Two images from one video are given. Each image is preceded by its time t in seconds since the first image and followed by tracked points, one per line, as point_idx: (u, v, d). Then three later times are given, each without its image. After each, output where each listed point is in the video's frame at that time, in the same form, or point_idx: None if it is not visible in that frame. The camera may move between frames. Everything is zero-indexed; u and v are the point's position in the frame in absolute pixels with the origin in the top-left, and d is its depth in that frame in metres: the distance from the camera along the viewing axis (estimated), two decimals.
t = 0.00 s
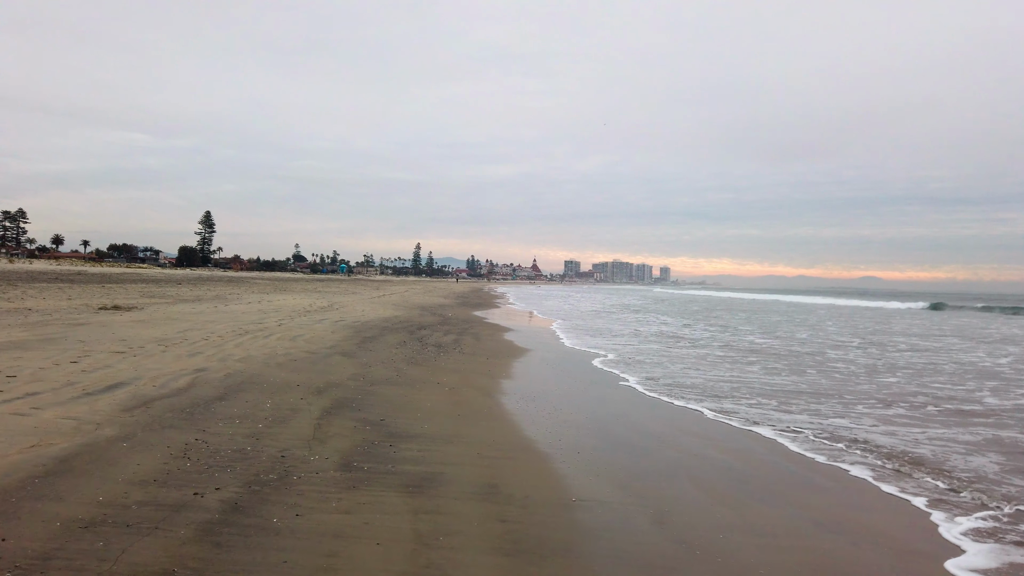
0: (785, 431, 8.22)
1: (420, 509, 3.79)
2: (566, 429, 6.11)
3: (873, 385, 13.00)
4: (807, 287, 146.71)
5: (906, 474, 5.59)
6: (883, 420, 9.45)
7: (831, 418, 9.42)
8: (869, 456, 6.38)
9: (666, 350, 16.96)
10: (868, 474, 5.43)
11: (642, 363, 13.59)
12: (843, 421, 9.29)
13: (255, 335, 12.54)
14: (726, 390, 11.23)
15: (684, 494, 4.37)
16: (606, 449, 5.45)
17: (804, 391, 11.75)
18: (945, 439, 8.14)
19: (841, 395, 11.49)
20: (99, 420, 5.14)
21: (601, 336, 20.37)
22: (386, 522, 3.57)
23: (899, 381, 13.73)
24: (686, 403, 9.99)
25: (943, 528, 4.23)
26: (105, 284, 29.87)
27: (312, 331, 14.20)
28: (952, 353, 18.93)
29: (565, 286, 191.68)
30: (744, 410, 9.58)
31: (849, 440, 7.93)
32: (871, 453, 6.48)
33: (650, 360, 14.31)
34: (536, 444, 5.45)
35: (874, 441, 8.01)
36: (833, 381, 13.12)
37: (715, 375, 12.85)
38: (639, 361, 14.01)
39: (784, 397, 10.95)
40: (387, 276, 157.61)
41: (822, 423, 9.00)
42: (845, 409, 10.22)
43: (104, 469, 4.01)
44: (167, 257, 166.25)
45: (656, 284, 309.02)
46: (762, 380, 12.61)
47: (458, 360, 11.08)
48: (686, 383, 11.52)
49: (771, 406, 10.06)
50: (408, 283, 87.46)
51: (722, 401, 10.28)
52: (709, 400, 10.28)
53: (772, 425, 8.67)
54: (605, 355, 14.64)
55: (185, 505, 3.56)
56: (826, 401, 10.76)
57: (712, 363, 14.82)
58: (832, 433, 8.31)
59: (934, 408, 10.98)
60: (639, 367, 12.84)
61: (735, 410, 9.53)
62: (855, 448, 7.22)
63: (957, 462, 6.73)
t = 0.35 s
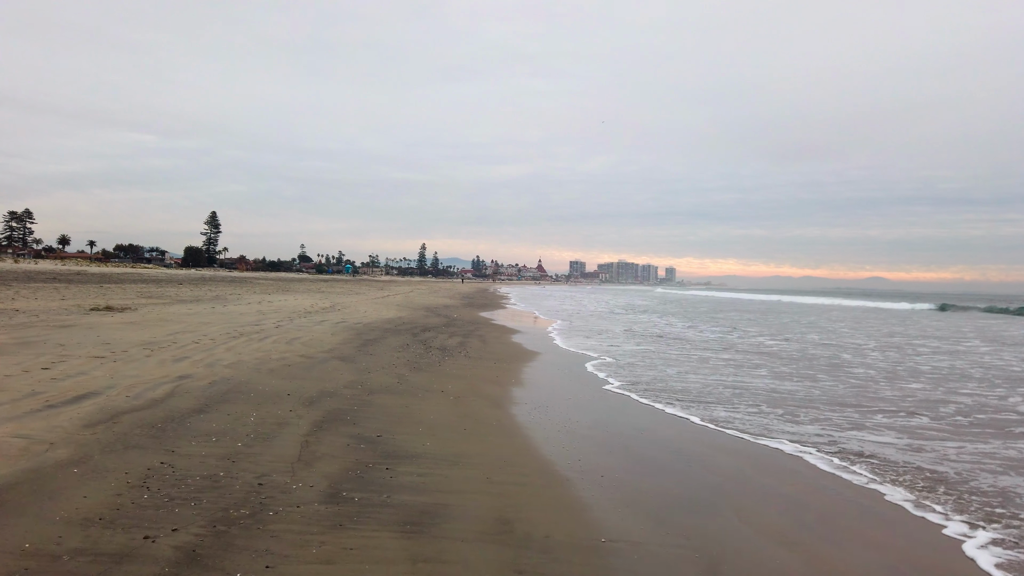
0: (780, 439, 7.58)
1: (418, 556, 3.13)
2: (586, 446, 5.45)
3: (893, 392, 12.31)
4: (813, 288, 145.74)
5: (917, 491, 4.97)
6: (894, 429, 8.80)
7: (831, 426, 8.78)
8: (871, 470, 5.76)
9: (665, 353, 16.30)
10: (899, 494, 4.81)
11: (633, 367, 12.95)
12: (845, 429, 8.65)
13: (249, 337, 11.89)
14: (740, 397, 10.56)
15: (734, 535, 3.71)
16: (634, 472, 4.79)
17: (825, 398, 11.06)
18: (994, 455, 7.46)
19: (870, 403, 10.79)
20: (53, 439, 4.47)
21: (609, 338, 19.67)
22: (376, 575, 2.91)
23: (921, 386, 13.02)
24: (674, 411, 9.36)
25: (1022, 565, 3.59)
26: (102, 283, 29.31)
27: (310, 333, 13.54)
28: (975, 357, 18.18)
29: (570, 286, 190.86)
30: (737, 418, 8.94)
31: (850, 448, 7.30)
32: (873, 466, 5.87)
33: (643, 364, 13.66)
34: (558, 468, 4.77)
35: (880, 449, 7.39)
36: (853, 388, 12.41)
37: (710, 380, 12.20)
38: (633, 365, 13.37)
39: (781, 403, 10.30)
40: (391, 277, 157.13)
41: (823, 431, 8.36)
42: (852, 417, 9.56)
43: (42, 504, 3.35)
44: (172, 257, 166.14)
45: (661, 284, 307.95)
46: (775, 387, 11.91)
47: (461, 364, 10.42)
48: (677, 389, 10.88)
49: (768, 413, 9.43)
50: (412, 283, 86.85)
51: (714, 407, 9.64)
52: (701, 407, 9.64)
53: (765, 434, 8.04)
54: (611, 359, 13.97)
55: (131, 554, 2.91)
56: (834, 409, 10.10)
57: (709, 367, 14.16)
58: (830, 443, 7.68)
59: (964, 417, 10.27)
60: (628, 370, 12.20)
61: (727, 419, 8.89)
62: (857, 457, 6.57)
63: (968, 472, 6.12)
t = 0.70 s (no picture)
0: (782, 449, 6.91)
1: None
2: (621, 473, 4.76)
3: (920, 401, 11.61)
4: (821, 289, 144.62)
5: (988, 528, 4.28)
6: (917, 443, 8.13)
7: (841, 438, 8.11)
8: (886, 491, 5.13)
9: (670, 357, 15.59)
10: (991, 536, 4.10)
11: (627, 372, 12.27)
12: (858, 442, 7.98)
13: (245, 342, 11.23)
14: (770, 409, 9.82)
15: None
16: (684, 510, 4.10)
17: (860, 409, 10.31)
18: None
19: (909, 416, 10.04)
20: None
21: (620, 342, 18.95)
22: None
23: (956, 395, 12.25)
24: (667, 420, 8.69)
25: None
26: (101, 283, 28.65)
27: (309, 338, 12.87)
28: (1005, 363, 17.38)
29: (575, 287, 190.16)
30: (735, 429, 8.26)
31: (859, 459, 6.66)
32: (909, 492, 5.21)
33: (640, 370, 12.98)
34: (590, 501, 4.15)
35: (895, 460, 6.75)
36: (887, 397, 11.66)
37: (719, 388, 11.48)
38: (631, 370, 12.68)
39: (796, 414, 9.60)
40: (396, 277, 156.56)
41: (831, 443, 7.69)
42: (879, 429, 8.86)
43: None
44: (176, 257, 165.88)
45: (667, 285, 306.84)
46: (793, 395, 11.24)
47: (470, 371, 9.73)
48: (673, 396, 10.21)
49: (772, 424, 8.76)
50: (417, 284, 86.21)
51: (711, 417, 8.95)
52: (696, 416, 8.96)
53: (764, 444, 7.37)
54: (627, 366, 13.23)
55: None
56: (873, 422, 9.36)
57: (711, 373, 13.47)
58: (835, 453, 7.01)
59: (1007, 431, 9.55)
60: (622, 375, 11.52)
61: (724, 429, 8.22)
62: (869, 473, 5.92)
63: (995, 491, 5.49)
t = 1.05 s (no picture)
0: (789, 469, 6.20)
1: None
2: (660, 514, 4.11)
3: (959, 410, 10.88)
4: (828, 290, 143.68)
5: None
6: (963, 464, 7.43)
7: (887, 457, 7.42)
8: (930, 533, 4.45)
9: (678, 363, 14.85)
10: None
11: (624, 380, 11.53)
12: (906, 463, 7.30)
13: (240, 348, 10.56)
14: (803, 423, 9.13)
15: None
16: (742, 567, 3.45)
17: (898, 421, 9.60)
18: None
19: (952, 427, 9.32)
20: None
21: (632, 346, 18.23)
22: None
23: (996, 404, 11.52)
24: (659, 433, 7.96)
25: None
26: (100, 284, 28.14)
27: (309, 343, 12.20)
28: None
29: (580, 287, 189.40)
30: (736, 445, 7.54)
31: (902, 484, 5.98)
32: (983, 535, 4.54)
33: (640, 376, 12.24)
34: (628, 553, 3.52)
35: (932, 484, 6.07)
36: (924, 406, 10.93)
37: (744, 398, 10.79)
38: (631, 378, 11.94)
39: (831, 427, 8.91)
40: (401, 277, 156.16)
41: (844, 462, 6.97)
42: (924, 445, 8.16)
43: None
44: (181, 257, 165.67)
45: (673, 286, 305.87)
46: (817, 405, 10.50)
47: (481, 381, 9.05)
48: (671, 405, 9.49)
49: (778, 439, 8.03)
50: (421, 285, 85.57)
51: (709, 429, 8.23)
52: (695, 429, 8.24)
53: (764, 460, 6.64)
54: (646, 375, 12.54)
55: None
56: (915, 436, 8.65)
57: (716, 380, 12.74)
58: (846, 473, 6.29)
59: None
60: (617, 382, 10.78)
61: (722, 443, 7.50)
62: (892, 505, 5.21)
63: None
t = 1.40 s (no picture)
0: (814, 497, 5.44)
1: None
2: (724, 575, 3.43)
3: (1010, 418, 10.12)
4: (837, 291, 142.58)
5: None
6: None
7: (948, 475, 6.69)
8: None
9: (695, 369, 14.13)
10: None
11: (626, 389, 10.78)
12: (970, 482, 6.57)
13: (238, 355, 9.89)
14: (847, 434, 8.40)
15: None
16: None
17: (949, 428, 8.85)
18: None
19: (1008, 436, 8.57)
20: None
21: (647, 351, 17.51)
22: None
23: None
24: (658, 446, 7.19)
25: None
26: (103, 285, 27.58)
27: (312, 348, 11.52)
28: None
29: (586, 288, 188.53)
30: (749, 464, 6.79)
31: (977, 516, 5.27)
32: None
33: (645, 385, 11.49)
34: None
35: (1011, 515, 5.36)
36: (971, 412, 10.17)
37: (778, 408, 10.06)
38: (642, 386, 11.21)
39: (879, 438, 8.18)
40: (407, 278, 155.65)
41: (873, 483, 6.20)
42: (985, 457, 7.42)
43: None
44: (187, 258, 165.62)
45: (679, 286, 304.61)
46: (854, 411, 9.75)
47: (498, 392, 8.36)
48: (676, 418, 8.72)
49: (814, 454, 7.31)
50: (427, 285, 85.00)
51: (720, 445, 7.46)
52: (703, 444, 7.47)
53: (782, 482, 5.88)
54: (669, 384, 11.83)
55: None
56: (973, 447, 7.91)
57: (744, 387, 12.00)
58: (877, 500, 5.54)
59: None
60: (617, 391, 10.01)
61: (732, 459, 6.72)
62: (941, 545, 4.45)
63: None
